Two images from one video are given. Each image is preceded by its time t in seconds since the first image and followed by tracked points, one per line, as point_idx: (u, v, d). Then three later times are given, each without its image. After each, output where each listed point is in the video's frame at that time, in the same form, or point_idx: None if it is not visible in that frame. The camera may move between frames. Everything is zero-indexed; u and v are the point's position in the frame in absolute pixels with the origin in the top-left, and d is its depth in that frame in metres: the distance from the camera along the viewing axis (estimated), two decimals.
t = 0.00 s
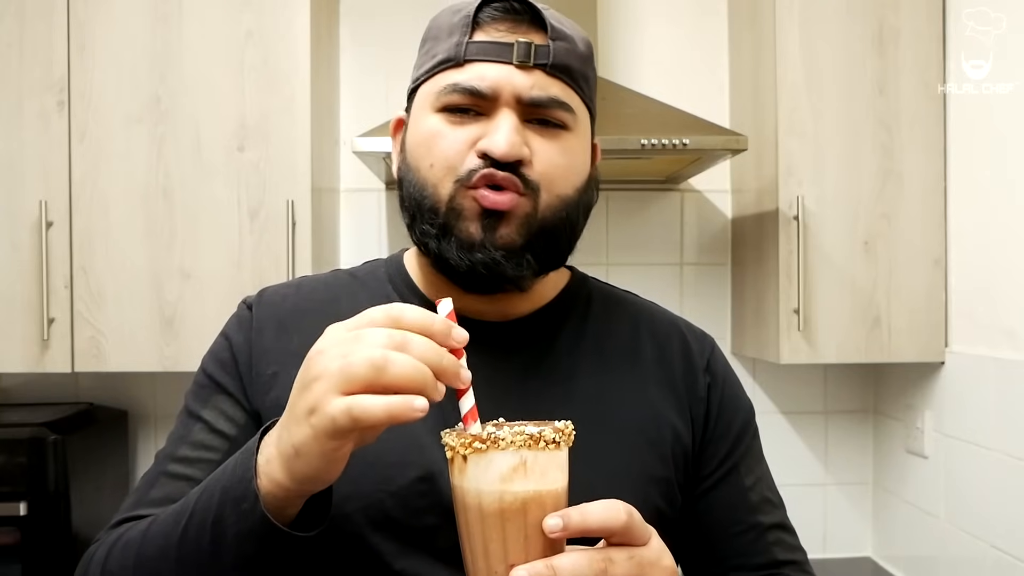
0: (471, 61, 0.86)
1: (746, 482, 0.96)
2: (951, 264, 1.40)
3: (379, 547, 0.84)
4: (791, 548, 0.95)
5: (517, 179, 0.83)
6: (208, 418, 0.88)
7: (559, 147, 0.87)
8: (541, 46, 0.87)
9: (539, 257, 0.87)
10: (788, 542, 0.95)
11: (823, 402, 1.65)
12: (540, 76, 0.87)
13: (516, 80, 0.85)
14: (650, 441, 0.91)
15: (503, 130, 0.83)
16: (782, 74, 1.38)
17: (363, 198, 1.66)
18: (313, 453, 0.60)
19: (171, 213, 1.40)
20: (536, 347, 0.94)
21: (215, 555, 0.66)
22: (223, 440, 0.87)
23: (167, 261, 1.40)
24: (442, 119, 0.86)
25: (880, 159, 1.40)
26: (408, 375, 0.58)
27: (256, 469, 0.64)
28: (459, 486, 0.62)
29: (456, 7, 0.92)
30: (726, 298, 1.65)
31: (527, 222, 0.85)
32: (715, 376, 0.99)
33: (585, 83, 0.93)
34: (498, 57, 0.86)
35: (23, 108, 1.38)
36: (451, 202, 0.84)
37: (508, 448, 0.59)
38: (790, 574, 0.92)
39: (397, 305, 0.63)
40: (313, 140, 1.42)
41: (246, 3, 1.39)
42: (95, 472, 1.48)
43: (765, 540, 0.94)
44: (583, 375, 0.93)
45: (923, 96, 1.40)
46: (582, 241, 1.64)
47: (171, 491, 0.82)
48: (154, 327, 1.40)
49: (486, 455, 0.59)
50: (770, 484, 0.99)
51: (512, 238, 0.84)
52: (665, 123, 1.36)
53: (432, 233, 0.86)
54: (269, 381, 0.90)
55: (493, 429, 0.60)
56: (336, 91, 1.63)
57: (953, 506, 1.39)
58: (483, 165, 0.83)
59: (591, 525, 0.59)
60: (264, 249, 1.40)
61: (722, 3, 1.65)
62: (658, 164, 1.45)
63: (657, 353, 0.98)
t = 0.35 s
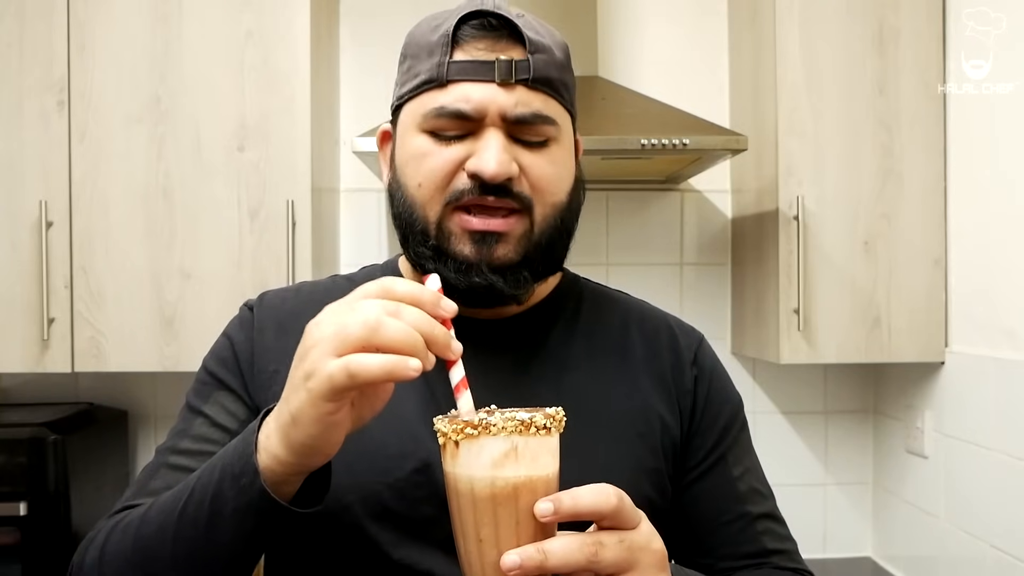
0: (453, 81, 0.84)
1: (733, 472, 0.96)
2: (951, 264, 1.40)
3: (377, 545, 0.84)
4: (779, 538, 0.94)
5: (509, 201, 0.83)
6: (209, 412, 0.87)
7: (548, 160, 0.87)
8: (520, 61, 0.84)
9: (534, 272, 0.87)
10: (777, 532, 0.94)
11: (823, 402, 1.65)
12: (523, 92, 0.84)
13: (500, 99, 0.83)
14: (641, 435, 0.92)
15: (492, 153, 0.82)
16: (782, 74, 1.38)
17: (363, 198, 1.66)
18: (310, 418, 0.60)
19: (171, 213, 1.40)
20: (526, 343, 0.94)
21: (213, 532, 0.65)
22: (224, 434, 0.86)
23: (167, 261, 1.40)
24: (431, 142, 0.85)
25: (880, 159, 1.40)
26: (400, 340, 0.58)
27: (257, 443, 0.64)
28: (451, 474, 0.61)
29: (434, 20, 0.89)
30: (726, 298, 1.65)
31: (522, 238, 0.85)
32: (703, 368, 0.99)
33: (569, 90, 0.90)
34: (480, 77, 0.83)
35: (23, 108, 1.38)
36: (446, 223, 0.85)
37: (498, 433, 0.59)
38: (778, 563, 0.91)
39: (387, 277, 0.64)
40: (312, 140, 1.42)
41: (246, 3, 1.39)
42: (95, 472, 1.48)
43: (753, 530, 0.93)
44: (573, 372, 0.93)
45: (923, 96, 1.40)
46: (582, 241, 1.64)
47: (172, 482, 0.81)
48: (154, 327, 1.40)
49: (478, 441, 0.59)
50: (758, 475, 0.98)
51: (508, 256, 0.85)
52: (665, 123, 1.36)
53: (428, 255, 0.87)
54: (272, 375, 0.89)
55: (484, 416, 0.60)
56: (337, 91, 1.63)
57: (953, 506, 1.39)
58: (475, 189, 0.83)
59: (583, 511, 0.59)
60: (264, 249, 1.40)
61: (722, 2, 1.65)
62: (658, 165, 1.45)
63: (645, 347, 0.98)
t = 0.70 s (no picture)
0: (457, 107, 0.82)
1: (733, 474, 0.96)
2: (951, 264, 1.40)
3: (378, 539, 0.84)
4: (778, 541, 0.93)
5: (500, 234, 0.83)
6: (218, 394, 0.86)
7: (546, 193, 0.85)
8: (527, 94, 0.81)
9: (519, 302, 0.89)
10: (776, 535, 0.94)
11: (823, 402, 1.65)
12: (526, 125, 0.82)
13: (503, 133, 0.81)
14: (642, 436, 0.92)
15: (487, 186, 0.81)
16: (782, 74, 1.38)
17: (363, 198, 1.66)
18: (305, 364, 0.61)
19: (171, 213, 1.40)
20: (531, 344, 0.94)
21: (213, 485, 0.64)
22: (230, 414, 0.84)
23: (167, 261, 1.40)
24: (430, 163, 0.84)
25: (880, 159, 1.40)
26: (395, 289, 0.59)
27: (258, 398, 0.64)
28: (448, 460, 0.62)
29: (449, 34, 0.87)
30: (726, 298, 1.65)
31: (511, 272, 0.86)
32: (704, 371, 1.00)
33: (580, 123, 0.87)
34: (485, 108, 0.81)
35: (23, 108, 1.38)
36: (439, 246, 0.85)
37: (494, 418, 0.59)
38: (777, 565, 0.91)
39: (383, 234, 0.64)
40: (312, 140, 1.42)
41: (246, 3, 1.39)
42: (95, 472, 1.48)
43: (752, 532, 0.93)
44: (576, 373, 0.94)
45: (923, 96, 1.40)
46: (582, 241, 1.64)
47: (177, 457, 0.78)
48: (154, 327, 1.40)
49: (473, 425, 0.59)
50: (759, 478, 0.98)
51: (495, 288, 0.86)
52: (665, 123, 1.36)
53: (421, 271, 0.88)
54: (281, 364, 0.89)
55: (481, 402, 0.61)
56: (337, 91, 1.63)
57: (953, 506, 1.39)
58: (467, 220, 0.82)
59: (575, 495, 0.58)
60: (265, 249, 1.40)
61: (722, 2, 1.65)
62: (658, 164, 1.45)
63: (649, 350, 0.98)
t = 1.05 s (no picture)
0: (465, 86, 0.83)
1: (738, 473, 0.95)
2: (951, 264, 1.40)
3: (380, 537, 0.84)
4: (785, 540, 0.93)
5: (517, 204, 0.83)
6: (227, 408, 0.87)
7: (557, 165, 0.86)
8: (533, 68, 0.83)
9: (542, 271, 0.87)
10: (783, 534, 0.93)
11: (823, 402, 1.65)
12: (534, 99, 0.83)
13: (512, 106, 0.82)
14: (646, 437, 0.92)
15: (501, 157, 0.81)
16: (782, 74, 1.38)
17: (363, 198, 1.66)
18: (328, 400, 0.61)
19: (171, 213, 1.40)
20: (535, 345, 0.94)
21: (245, 520, 0.65)
22: (241, 429, 0.86)
23: (167, 261, 1.40)
24: (440, 145, 0.85)
25: (880, 158, 1.40)
26: (403, 315, 0.59)
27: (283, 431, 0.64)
28: (453, 445, 0.62)
29: (450, 23, 0.89)
30: (726, 298, 1.65)
31: (529, 240, 0.85)
32: (709, 370, 0.99)
33: (583, 98, 0.89)
34: (493, 84, 0.82)
35: (23, 108, 1.38)
36: (455, 224, 0.84)
37: (498, 402, 0.59)
38: (784, 565, 0.90)
39: (391, 261, 0.65)
40: (313, 140, 1.42)
41: (246, 3, 1.39)
42: (95, 472, 1.48)
43: (758, 531, 0.93)
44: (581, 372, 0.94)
45: (923, 96, 1.40)
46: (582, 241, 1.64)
47: (193, 477, 0.80)
48: (154, 327, 1.40)
49: (479, 409, 0.60)
50: (764, 478, 0.97)
51: (515, 256, 0.85)
52: (665, 123, 1.36)
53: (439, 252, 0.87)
54: (286, 376, 0.90)
55: (486, 386, 0.61)
56: (337, 91, 1.64)
57: (953, 506, 1.39)
58: (482, 193, 0.82)
59: (579, 478, 0.58)
60: (264, 249, 1.40)
61: (723, 2, 1.65)
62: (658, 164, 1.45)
63: (653, 349, 0.98)
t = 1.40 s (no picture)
0: (478, 68, 0.84)
1: (744, 476, 0.95)
2: (951, 264, 1.40)
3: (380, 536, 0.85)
4: (789, 545, 0.93)
5: (522, 186, 0.82)
6: (233, 426, 0.88)
7: (564, 152, 0.86)
8: (544, 52, 0.84)
9: (543, 260, 0.86)
10: (787, 539, 0.93)
11: (823, 402, 1.65)
12: (545, 82, 0.84)
13: (522, 87, 0.83)
14: (653, 437, 0.92)
15: (508, 138, 0.81)
16: (782, 74, 1.38)
17: (363, 198, 1.66)
18: (342, 415, 0.61)
19: (171, 213, 1.40)
20: (540, 343, 0.95)
21: (277, 553, 0.65)
22: (249, 446, 0.87)
23: (167, 261, 1.40)
24: (449, 126, 0.85)
25: (880, 158, 1.40)
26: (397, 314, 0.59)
27: (309, 463, 0.64)
28: (452, 436, 0.63)
29: (465, 12, 0.91)
30: (726, 298, 1.65)
31: (532, 225, 0.84)
32: (717, 371, 0.99)
33: (592, 88, 0.90)
34: (504, 65, 0.83)
35: (23, 108, 1.38)
36: (458, 205, 0.84)
37: (495, 391, 0.60)
38: (787, 569, 0.91)
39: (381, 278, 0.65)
40: (312, 140, 1.42)
41: (246, 3, 1.39)
42: (96, 472, 1.49)
43: (762, 535, 0.93)
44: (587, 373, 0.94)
45: (923, 96, 1.40)
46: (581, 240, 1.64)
47: (207, 501, 0.82)
48: (154, 327, 1.40)
49: (476, 398, 0.61)
50: (771, 481, 0.97)
51: (517, 240, 0.84)
52: (665, 123, 1.36)
53: (439, 236, 0.86)
54: (291, 390, 0.90)
55: (484, 376, 0.62)
56: (337, 91, 1.63)
57: (953, 506, 1.39)
58: (488, 173, 0.82)
59: (576, 467, 0.58)
60: (265, 249, 1.40)
61: (723, 2, 1.65)
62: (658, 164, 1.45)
63: (659, 350, 0.98)
